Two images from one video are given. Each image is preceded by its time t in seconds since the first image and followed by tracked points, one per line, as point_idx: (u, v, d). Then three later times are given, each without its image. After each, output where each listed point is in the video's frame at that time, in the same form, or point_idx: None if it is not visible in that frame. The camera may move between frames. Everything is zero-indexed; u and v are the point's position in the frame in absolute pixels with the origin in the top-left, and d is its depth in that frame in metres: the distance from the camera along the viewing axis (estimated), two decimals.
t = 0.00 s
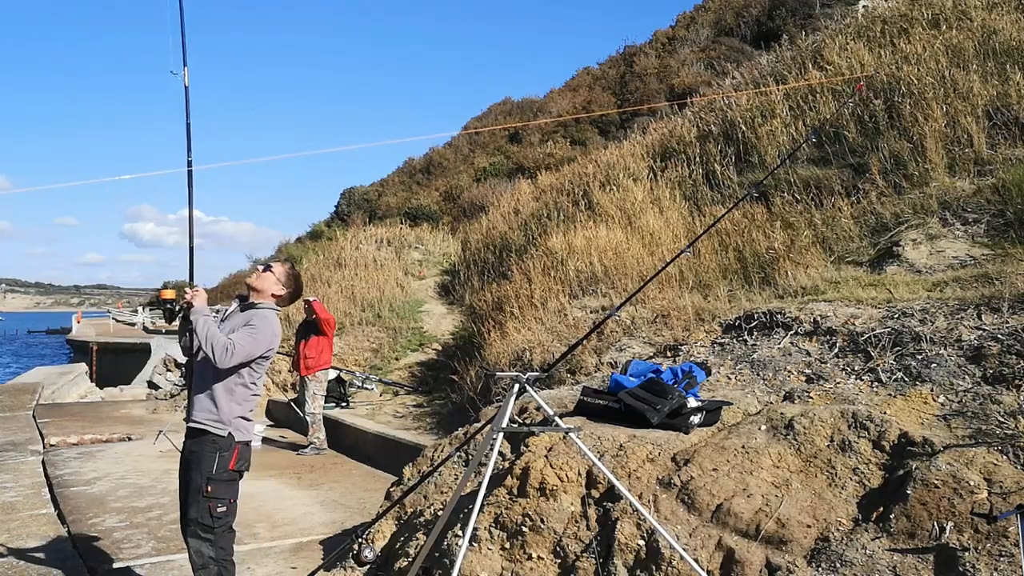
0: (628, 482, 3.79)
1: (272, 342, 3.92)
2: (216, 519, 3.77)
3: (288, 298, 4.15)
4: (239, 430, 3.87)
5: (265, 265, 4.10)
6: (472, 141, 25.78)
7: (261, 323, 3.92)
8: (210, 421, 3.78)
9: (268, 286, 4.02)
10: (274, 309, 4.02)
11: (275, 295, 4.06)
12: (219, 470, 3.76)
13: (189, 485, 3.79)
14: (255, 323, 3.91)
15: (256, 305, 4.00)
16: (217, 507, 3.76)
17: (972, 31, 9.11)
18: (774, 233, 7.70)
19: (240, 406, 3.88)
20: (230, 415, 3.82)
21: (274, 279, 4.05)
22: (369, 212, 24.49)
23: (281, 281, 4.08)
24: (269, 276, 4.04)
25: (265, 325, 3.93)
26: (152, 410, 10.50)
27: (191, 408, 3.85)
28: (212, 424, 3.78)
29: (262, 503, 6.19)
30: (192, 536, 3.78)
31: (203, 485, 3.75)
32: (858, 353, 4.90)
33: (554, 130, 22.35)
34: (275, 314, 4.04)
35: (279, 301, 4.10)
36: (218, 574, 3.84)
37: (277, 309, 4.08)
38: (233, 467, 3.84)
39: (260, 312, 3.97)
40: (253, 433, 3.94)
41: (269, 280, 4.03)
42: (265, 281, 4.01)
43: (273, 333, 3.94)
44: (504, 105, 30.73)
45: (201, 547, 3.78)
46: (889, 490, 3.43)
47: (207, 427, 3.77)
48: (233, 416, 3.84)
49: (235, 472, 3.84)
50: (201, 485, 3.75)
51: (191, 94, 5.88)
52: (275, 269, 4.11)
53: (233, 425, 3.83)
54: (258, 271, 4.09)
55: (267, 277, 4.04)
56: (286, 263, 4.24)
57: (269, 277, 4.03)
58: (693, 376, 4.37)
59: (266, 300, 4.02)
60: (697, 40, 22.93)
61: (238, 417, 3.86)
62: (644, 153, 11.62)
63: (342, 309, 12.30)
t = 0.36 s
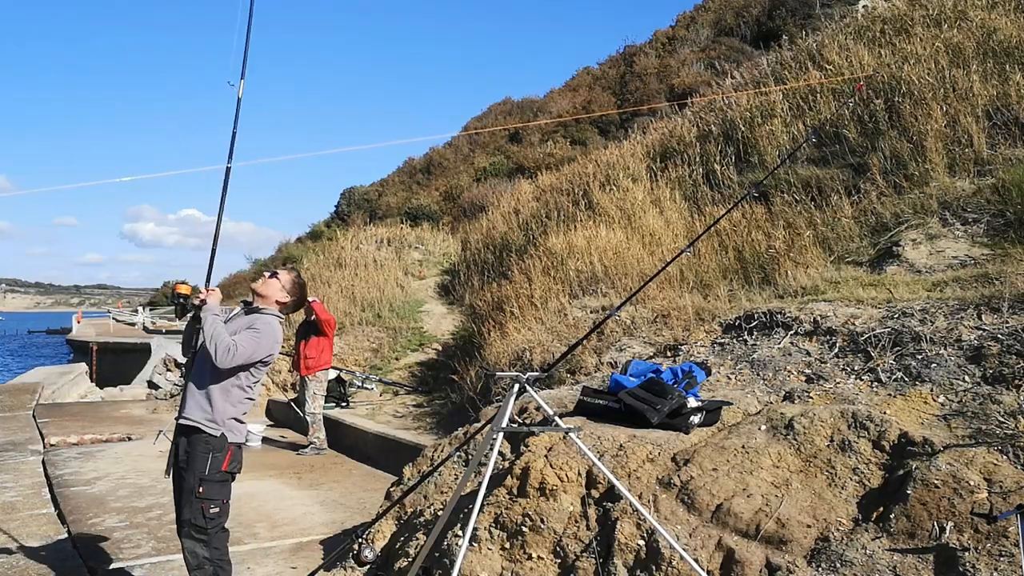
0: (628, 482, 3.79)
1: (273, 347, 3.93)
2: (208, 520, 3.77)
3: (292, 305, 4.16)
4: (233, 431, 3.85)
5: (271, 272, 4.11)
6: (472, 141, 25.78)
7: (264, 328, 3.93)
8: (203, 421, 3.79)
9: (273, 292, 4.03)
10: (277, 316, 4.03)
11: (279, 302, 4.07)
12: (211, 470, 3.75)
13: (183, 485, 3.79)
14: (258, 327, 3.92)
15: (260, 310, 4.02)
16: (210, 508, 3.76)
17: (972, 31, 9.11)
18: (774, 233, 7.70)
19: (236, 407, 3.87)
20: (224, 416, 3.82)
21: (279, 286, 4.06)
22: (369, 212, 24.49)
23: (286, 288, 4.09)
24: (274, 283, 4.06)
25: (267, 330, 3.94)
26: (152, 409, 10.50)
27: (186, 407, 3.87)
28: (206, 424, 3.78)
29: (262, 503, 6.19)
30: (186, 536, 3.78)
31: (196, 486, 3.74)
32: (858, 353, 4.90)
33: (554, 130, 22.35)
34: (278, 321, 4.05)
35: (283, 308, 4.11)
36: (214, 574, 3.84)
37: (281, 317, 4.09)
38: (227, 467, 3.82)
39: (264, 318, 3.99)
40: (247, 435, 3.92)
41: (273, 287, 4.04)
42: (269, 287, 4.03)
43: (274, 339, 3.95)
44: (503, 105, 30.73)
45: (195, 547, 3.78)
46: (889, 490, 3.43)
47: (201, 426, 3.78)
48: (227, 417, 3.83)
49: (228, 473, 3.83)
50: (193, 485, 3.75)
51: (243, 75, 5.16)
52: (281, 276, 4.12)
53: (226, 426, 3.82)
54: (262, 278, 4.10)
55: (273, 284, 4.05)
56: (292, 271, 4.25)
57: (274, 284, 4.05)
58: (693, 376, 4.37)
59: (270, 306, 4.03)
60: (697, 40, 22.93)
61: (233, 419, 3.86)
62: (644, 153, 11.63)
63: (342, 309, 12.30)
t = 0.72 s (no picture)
0: (628, 482, 3.79)
1: (267, 339, 3.93)
2: (212, 520, 3.77)
3: (281, 293, 4.15)
4: (235, 430, 3.86)
5: (253, 267, 4.05)
6: (472, 141, 25.78)
7: (256, 323, 3.91)
8: (205, 421, 3.79)
9: (262, 288, 4.01)
10: (271, 309, 4.03)
11: (269, 295, 4.05)
12: (214, 470, 3.76)
13: (186, 486, 3.79)
14: (250, 322, 3.90)
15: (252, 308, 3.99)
16: (214, 508, 3.76)
17: (972, 31, 9.11)
18: (774, 233, 7.70)
19: (237, 405, 3.88)
20: (226, 415, 3.82)
21: (266, 281, 4.02)
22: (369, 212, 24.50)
23: (272, 281, 4.06)
24: (260, 279, 4.01)
25: (258, 322, 3.92)
26: (152, 409, 10.50)
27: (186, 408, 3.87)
28: (208, 423, 3.78)
29: (262, 503, 6.19)
30: (189, 536, 3.78)
31: (199, 486, 3.74)
32: (858, 353, 4.89)
33: (554, 130, 22.35)
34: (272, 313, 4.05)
35: (275, 299, 4.10)
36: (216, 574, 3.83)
37: (273, 308, 4.08)
38: (230, 467, 3.83)
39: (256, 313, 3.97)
40: (249, 433, 3.93)
41: (261, 283, 4.01)
42: (258, 284, 4.00)
43: (268, 332, 3.95)
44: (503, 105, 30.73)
45: (198, 547, 3.78)
46: (889, 490, 3.43)
47: (203, 426, 3.78)
48: (229, 416, 3.84)
49: (231, 473, 3.84)
50: (197, 486, 3.75)
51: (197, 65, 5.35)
52: (263, 269, 4.07)
53: (229, 425, 3.83)
54: (246, 274, 4.05)
55: (259, 280, 4.01)
56: (271, 258, 4.20)
57: (261, 280, 4.01)
58: (693, 376, 4.37)
59: (261, 301, 4.02)
60: (697, 40, 22.93)
61: (235, 417, 3.86)
62: (644, 153, 11.63)
63: (343, 309, 12.31)
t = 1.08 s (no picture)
0: (628, 482, 3.80)
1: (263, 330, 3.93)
2: (220, 519, 3.76)
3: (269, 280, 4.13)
4: (242, 428, 3.87)
5: (233, 264, 4.01)
6: (472, 141, 25.78)
7: (249, 316, 3.90)
8: (211, 421, 3.80)
9: (249, 283, 3.99)
10: (263, 301, 4.03)
11: (257, 287, 4.04)
12: (223, 469, 3.76)
13: (194, 485, 3.79)
14: (243, 316, 3.89)
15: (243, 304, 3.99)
16: (222, 507, 3.76)
17: (972, 31, 9.11)
18: (774, 232, 7.70)
19: (241, 402, 3.88)
20: (231, 412, 3.83)
21: (251, 275, 4.00)
22: (369, 212, 24.50)
23: (257, 272, 4.03)
24: (244, 275, 3.99)
25: (253, 316, 3.92)
26: (152, 409, 10.50)
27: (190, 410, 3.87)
28: (214, 423, 3.79)
29: (262, 503, 6.19)
30: (196, 536, 3.78)
31: (208, 485, 3.74)
32: (858, 353, 4.89)
33: (554, 130, 22.35)
34: (265, 305, 4.06)
35: (265, 288, 4.10)
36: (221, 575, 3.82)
37: (264, 297, 4.08)
38: (238, 466, 3.83)
39: (248, 308, 3.96)
40: (256, 430, 3.94)
41: (247, 278, 3.99)
42: (243, 280, 3.98)
43: (263, 323, 3.95)
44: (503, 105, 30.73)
45: (205, 547, 3.77)
46: (889, 490, 3.43)
47: (209, 427, 3.79)
48: (235, 414, 3.84)
49: (239, 472, 3.84)
50: (205, 485, 3.74)
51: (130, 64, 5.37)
52: (244, 262, 4.03)
53: (235, 423, 3.84)
54: (228, 273, 4.01)
55: (243, 276, 3.99)
56: (249, 248, 4.14)
57: (244, 276, 3.98)
58: (693, 376, 4.37)
59: (251, 295, 4.01)
60: (697, 40, 22.93)
61: (241, 415, 3.87)
62: (644, 153, 11.64)
63: (342, 309, 12.31)
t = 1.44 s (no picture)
0: (628, 482, 3.80)
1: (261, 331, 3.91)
2: (220, 520, 3.77)
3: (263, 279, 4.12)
4: (241, 429, 3.87)
5: (226, 266, 3.99)
6: (472, 141, 25.78)
7: (247, 317, 3.89)
8: (211, 422, 3.79)
9: (244, 283, 3.99)
10: (259, 301, 4.03)
11: (252, 287, 4.04)
12: (223, 470, 3.77)
13: (194, 485, 3.79)
14: (241, 318, 3.88)
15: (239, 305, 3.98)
16: (222, 508, 3.76)
17: (972, 31, 9.11)
18: (774, 233, 7.70)
19: (240, 403, 3.88)
20: (230, 413, 3.82)
21: (245, 275, 3.99)
22: (369, 212, 24.50)
23: (251, 272, 4.02)
24: (239, 275, 3.98)
25: (251, 317, 3.91)
26: (152, 410, 10.50)
27: (189, 412, 3.85)
28: (214, 424, 3.78)
29: (262, 503, 6.19)
30: (196, 536, 3.77)
31: (208, 486, 3.74)
32: (858, 353, 4.89)
33: (554, 130, 22.36)
34: (261, 304, 4.05)
35: (259, 288, 4.09)
36: None
37: (260, 297, 4.08)
38: (237, 467, 3.84)
39: (246, 308, 3.96)
40: (255, 431, 3.95)
41: (242, 278, 3.98)
42: (239, 281, 3.97)
43: (260, 323, 3.93)
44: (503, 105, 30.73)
45: (204, 548, 3.77)
46: (889, 490, 3.43)
47: (209, 427, 3.78)
48: (234, 415, 3.84)
49: (239, 472, 3.85)
50: (205, 486, 3.75)
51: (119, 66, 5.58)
52: (237, 263, 4.01)
53: (234, 424, 3.84)
54: (222, 274, 4.00)
55: (238, 276, 3.98)
56: (240, 247, 4.12)
57: (240, 276, 3.97)
58: (693, 376, 4.37)
59: (247, 296, 4.01)
60: (697, 40, 22.93)
61: (240, 416, 3.87)
62: (644, 153, 11.64)
63: (343, 309, 12.31)
